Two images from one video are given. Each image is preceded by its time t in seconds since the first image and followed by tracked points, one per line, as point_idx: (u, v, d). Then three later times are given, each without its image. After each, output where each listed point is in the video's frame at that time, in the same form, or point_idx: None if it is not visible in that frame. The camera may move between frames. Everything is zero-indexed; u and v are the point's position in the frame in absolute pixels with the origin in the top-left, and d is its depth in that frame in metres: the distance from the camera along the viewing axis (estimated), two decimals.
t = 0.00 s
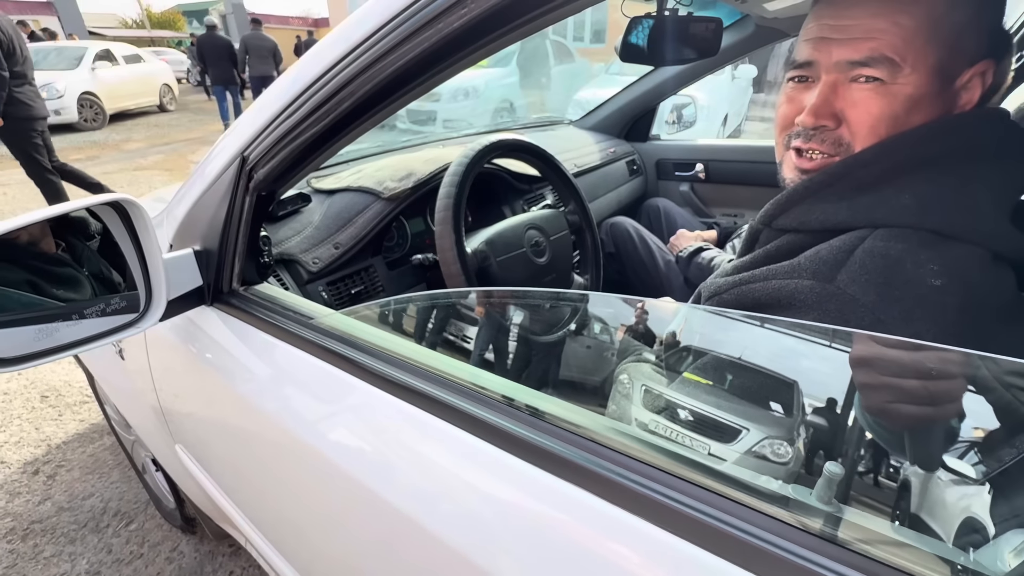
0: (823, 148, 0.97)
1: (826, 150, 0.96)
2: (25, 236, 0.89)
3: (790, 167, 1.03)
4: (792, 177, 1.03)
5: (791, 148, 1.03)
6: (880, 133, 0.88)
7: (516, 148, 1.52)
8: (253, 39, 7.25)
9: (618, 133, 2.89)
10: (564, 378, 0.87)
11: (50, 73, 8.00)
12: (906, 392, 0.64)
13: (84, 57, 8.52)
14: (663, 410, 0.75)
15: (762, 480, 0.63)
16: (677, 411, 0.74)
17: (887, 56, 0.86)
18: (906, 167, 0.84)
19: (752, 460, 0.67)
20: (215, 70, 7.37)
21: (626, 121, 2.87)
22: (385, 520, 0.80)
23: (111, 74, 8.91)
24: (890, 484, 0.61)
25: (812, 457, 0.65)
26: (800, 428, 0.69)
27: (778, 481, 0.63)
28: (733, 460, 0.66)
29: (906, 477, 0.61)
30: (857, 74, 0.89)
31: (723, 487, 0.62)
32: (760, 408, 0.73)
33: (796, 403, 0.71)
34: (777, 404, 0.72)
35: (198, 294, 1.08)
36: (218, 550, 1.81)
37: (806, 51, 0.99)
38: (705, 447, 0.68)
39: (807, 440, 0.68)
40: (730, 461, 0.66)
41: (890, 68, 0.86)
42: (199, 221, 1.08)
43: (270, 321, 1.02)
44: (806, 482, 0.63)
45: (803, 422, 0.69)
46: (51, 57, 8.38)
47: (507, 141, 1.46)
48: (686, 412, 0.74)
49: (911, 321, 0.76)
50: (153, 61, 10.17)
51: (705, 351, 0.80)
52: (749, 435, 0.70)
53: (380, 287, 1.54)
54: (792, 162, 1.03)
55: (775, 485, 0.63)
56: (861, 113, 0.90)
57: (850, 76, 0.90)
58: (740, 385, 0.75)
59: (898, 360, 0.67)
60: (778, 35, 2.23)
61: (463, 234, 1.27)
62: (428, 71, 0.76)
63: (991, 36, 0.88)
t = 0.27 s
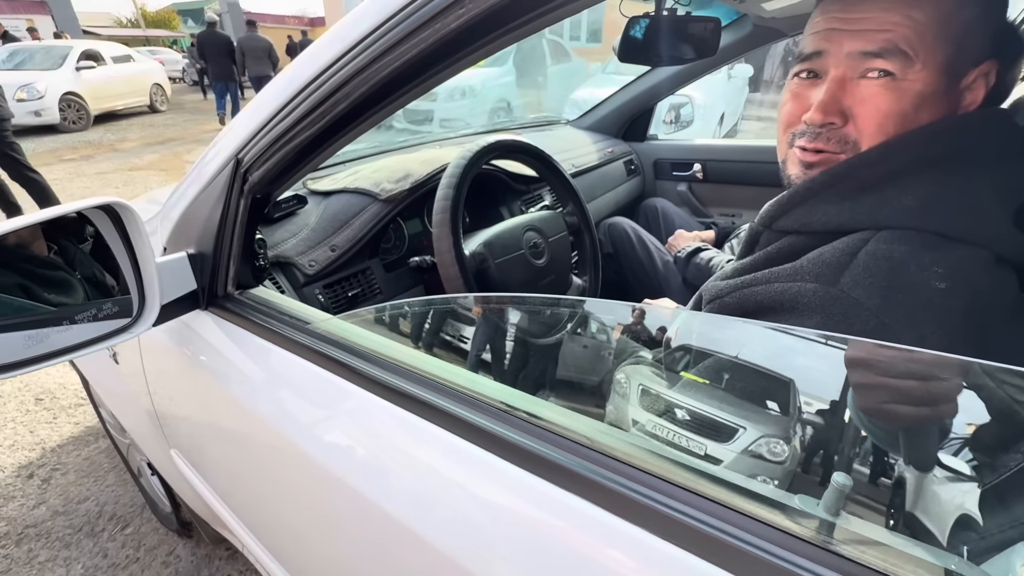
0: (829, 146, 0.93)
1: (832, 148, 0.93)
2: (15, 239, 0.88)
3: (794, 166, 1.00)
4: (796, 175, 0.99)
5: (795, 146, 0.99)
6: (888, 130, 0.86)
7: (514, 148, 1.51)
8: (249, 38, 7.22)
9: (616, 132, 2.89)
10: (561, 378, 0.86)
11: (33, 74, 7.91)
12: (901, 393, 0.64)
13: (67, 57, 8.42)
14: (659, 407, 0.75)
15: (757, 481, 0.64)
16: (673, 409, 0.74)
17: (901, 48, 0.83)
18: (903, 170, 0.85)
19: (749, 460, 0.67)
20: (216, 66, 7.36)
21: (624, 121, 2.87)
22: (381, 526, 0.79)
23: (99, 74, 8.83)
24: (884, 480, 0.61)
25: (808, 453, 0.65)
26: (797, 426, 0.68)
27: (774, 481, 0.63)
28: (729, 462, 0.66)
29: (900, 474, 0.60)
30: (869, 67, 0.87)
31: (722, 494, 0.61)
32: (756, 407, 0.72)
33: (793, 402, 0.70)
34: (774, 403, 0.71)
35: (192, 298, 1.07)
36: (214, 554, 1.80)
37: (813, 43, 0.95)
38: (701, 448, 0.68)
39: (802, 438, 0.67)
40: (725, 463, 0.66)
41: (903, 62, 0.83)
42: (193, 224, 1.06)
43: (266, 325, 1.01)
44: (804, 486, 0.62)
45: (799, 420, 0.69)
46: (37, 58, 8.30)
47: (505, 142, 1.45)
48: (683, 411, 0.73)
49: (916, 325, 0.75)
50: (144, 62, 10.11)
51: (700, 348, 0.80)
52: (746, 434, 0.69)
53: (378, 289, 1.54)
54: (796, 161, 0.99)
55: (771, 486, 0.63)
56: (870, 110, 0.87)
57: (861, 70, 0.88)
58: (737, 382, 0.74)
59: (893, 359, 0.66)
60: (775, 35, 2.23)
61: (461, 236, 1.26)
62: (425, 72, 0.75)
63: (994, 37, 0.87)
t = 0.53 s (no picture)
0: (845, 146, 0.89)
1: (848, 148, 0.88)
2: None
3: (807, 167, 0.95)
4: (809, 177, 0.95)
5: (808, 146, 0.95)
6: (908, 130, 0.82)
7: (511, 149, 1.47)
8: (242, 36, 7.17)
9: (613, 132, 2.87)
10: (556, 379, 0.85)
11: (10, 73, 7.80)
12: (900, 400, 0.62)
13: (45, 57, 8.32)
14: (656, 410, 0.74)
15: (752, 485, 0.62)
16: (670, 410, 0.73)
17: (924, 43, 0.80)
18: (927, 173, 0.80)
19: (745, 461, 0.65)
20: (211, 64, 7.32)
21: (622, 119, 2.84)
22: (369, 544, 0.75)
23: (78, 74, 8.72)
24: (874, 476, 0.59)
25: (802, 450, 0.64)
26: (793, 425, 0.67)
27: (769, 484, 0.62)
28: (724, 465, 0.64)
29: (892, 471, 0.59)
30: (889, 63, 0.83)
31: (722, 517, 0.56)
32: (753, 406, 0.70)
33: (788, 401, 0.69)
34: (770, 401, 0.70)
35: (177, 307, 1.04)
36: (206, 563, 1.76)
37: (830, 39, 0.91)
38: (697, 451, 0.67)
39: (800, 436, 0.65)
40: (720, 466, 0.64)
41: (926, 58, 0.80)
42: (177, 229, 1.03)
43: (254, 336, 0.97)
44: (799, 487, 0.61)
45: (796, 419, 0.67)
46: (17, 57, 8.28)
47: (502, 143, 1.42)
48: (679, 412, 0.72)
49: (938, 336, 0.73)
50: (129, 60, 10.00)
51: (696, 348, 0.80)
52: (743, 433, 0.67)
53: (372, 295, 1.52)
54: (809, 161, 0.95)
55: (766, 490, 0.61)
56: (889, 107, 0.83)
57: (881, 66, 0.84)
58: (733, 382, 0.73)
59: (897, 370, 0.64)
60: (775, 33, 2.20)
61: (457, 240, 1.23)
62: (419, 71, 0.72)
63: None
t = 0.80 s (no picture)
0: (866, 141, 0.78)
1: (871, 144, 0.78)
2: None
3: (823, 164, 0.85)
4: (826, 175, 0.85)
5: (825, 141, 0.84)
6: (934, 124, 0.73)
7: (510, 145, 1.44)
8: (235, 33, 7.10)
9: (611, 128, 2.83)
10: (554, 378, 0.81)
11: None
12: (899, 411, 0.58)
13: (22, 55, 8.22)
14: (654, 409, 0.72)
15: (748, 484, 0.60)
16: (668, 409, 0.71)
17: (953, 29, 0.69)
18: (959, 166, 0.73)
19: (741, 459, 0.63)
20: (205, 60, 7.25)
21: (621, 115, 2.80)
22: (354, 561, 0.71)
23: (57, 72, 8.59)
24: (864, 468, 0.57)
25: (797, 446, 0.62)
26: (788, 422, 0.65)
27: (765, 482, 0.61)
28: (721, 463, 0.63)
29: (891, 469, 0.56)
30: (914, 50, 0.72)
31: (730, 539, 0.53)
32: (749, 403, 0.68)
33: (784, 397, 0.66)
34: (766, 399, 0.68)
35: (156, 310, 1.01)
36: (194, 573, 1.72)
37: (846, 24, 0.79)
38: (694, 450, 0.65)
39: (795, 433, 0.63)
40: (717, 465, 0.63)
41: (954, 44, 0.69)
42: (157, 226, 0.99)
43: (238, 341, 0.94)
44: (794, 484, 0.60)
45: (791, 417, 0.65)
46: None
47: (500, 137, 1.38)
48: (677, 410, 0.70)
49: (976, 342, 0.67)
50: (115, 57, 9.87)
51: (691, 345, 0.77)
52: (740, 431, 0.65)
53: (365, 297, 1.48)
54: (825, 157, 0.84)
55: (762, 489, 0.60)
56: (914, 100, 0.72)
57: (904, 54, 0.73)
58: (728, 378, 0.71)
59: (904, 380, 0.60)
60: (778, 26, 2.18)
61: (454, 238, 1.20)
62: (410, 57, 0.68)
63: None
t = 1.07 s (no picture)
0: (879, 146, 0.77)
1: (884, 148, 0.76)
2: None
3: (835, 169, 0.83)
4: (837, 180, 0.83)
5: (836, 146, 0.82)
6: (949, 127, 0.71)
7: (510, 146, 1.42)
8: (229, 32, 7.05)
9: (610, 128, 2.81)
10: (550, 378, 0.80)
11: None
12: (899, 419, 0.56)
13: None
14: (652, 409, 0.71)
15: (744, 484, 0.60)
16: (664, 409, 0.71)
17: (968, 30, 0.68)
18: (976, 170, 0.71)
19: (738, 459, 0.63)
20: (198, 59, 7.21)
21: (619, 114, 2.78)
22: None
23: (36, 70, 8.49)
24: (861, 466, 0.56)
25: (792, 445, 0.62)
26: (784, 421, 0.64)
27: (762, 481, 0.60)
28: (718, 463, 0.63)
29: (887, 469, 0.55)
30: (928, 52, 0.71)
31: (731, 558, 0.51)
32: (745, 403, 0.68)
33: (779, 395, 0.66)
34: (762, 398, 0.67)
35: (144, 318, 0.98)
36: None
37: (855, 29, 0.78)
38: (690, 450, 0.65)
39: (790, 432, 0.63)
40: (713, 465, 0.63)
41: (970, 46, 0.68)
42: (144, 231, 0.97)
43: (228, 351, 0.91)
44: (788, 483, 0.59)
45: (787, 415, 0.64)
46: None
47: (499, 138, 1.36)
48: (674, 410, 0.70)
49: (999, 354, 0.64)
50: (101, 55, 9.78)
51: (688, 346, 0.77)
52: (736, 432, 0.65)
53: (361, 302, 1.46)
54: (837, 163, 0.83)
55: (758, 489, 0.59)
56: (928, 103, 0.71)
57: (918, 57, 0.72)
58: (724, 378, 0.71)
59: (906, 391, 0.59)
60: (779, 25, 2.16)
61: (452, 241, 1.17)
62: (406, 58, 0.65)
63: None
